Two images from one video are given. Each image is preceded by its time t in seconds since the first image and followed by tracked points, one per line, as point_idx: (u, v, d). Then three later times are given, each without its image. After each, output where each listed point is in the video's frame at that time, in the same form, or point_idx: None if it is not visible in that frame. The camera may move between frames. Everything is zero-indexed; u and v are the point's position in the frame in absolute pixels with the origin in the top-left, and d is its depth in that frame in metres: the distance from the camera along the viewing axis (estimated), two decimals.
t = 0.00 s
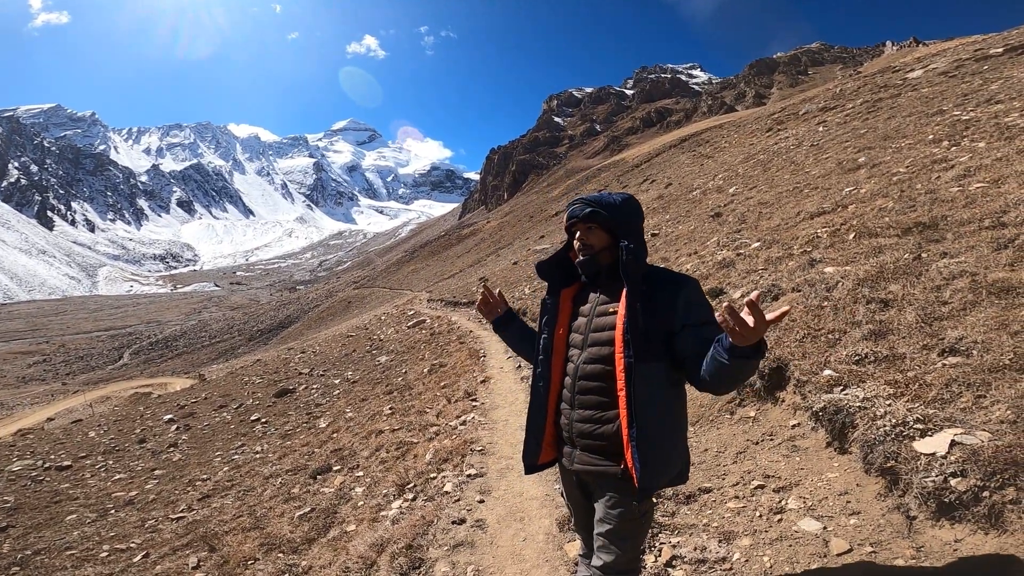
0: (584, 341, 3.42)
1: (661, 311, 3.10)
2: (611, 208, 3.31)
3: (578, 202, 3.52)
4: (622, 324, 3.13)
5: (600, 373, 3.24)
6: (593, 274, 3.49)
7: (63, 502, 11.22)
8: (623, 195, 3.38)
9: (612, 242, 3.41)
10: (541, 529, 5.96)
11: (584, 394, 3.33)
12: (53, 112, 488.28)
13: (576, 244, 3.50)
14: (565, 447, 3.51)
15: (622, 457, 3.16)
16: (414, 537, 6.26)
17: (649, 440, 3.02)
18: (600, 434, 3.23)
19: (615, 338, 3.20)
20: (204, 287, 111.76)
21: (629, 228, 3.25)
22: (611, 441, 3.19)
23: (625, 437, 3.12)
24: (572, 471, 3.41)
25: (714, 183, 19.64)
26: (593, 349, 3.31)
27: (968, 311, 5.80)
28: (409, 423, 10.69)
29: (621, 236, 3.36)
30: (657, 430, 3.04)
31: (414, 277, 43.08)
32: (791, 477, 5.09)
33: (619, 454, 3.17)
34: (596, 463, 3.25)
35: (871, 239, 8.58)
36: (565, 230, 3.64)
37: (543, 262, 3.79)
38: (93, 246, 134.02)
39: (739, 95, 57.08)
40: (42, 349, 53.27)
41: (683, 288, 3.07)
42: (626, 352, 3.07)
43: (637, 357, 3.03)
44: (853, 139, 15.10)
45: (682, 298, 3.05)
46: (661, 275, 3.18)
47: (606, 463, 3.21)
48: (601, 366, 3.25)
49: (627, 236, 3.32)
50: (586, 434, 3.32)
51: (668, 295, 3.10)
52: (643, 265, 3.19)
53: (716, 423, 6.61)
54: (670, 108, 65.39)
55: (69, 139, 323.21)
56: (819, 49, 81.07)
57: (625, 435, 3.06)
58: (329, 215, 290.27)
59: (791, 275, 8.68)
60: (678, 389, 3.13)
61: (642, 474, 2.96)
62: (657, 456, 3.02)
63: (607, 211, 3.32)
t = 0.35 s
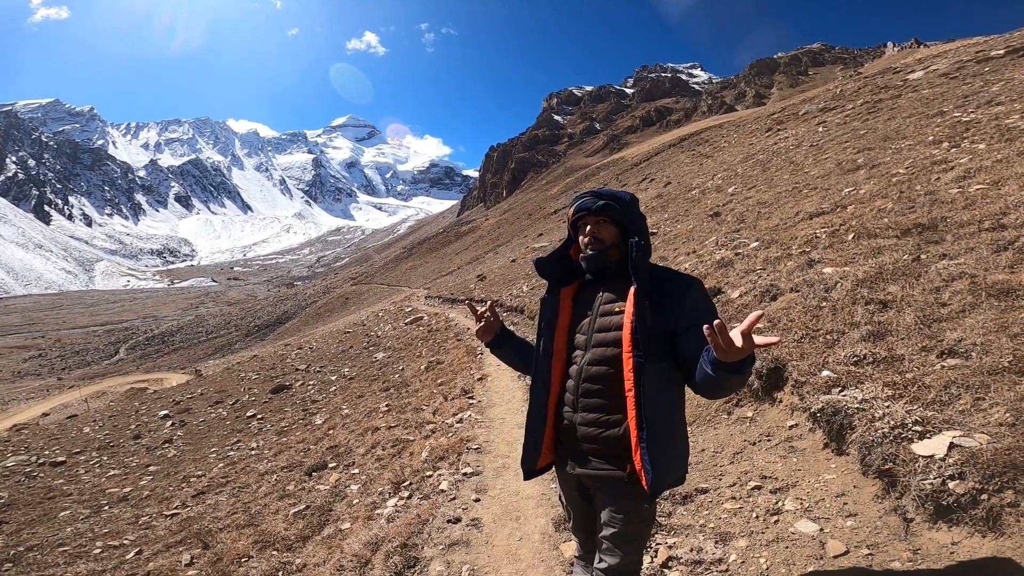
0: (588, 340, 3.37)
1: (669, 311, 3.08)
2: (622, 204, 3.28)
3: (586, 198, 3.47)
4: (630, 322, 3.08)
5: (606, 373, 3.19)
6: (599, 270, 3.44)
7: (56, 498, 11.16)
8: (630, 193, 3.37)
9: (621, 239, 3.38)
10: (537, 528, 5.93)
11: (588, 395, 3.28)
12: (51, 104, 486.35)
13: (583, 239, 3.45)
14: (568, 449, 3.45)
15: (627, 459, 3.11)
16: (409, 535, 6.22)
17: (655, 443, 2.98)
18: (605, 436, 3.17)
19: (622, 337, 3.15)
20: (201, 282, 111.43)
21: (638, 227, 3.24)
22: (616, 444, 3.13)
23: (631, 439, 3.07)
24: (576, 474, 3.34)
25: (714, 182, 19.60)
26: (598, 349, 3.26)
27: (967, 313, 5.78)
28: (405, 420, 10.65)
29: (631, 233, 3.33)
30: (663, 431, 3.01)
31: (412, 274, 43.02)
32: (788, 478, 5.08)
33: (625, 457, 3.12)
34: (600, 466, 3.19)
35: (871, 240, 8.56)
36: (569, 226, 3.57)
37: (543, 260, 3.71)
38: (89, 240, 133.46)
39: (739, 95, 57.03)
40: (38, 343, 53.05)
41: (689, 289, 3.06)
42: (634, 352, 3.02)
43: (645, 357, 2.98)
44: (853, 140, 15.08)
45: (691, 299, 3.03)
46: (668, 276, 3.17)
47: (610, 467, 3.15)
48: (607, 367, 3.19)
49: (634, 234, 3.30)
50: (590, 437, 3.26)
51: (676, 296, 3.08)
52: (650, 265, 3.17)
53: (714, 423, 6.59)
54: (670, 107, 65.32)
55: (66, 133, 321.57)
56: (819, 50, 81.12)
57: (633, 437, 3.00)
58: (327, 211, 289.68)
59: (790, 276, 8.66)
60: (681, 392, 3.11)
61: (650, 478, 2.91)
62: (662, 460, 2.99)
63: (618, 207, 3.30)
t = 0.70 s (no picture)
0: (597, 336, 3.38)
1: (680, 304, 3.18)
2: (635, 199, 3.35)
3: (595, 190, 3.50)
4: (644, 317, 3.12)
5: (616, 370, 3.21)
6: (607, 263, 3.46)
7: (51, 493, 11.16)
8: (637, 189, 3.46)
9: (630, 233, 3.45)
10: (534, 522, 5.98)
11: (596, 392, 3.29)
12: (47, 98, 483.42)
13: (593, 232, 3.47)
14: (573, 445, 3.46)
15: (637, 455, 3.16)
16: (407, 530, 6.26)
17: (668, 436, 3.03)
18: (616, 432, 3.20)
19: (633, 332, 3.19)
20: (198, 277, 111.09)
21: (648, 221, 3.33)
22: (627, 439, 3.16)
23: (644, 434, 3.11)
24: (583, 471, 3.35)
25: (712, 182, 19.66)
26: (608, 344, 3.27)
27: (960, 312, 5.84)
28: (402, 416, 10.69)
29: (641, 228, 3.40)
30: (674, 426, 3.06)
31: (409, 271, 43.01)
32: (782, 474, 5.14)
33: (634, 451, 3.17)
34: (609, 462, 3.22)
35: (867, 240, 8.62)
36: (577, 218, 3.59)
37: (545, 252, 3.66)
38: (85, 235, 132.85)
39: (739, 94, 57.10)
40: (34, 338, 52.93)
41: (699, 283, 3.17)
42: (647, 347, 3.05)
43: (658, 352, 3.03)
44: (851, 140, 15.16)
45: (701, 293, 3.15)
46: (676, 271, 3.26)
47: (620, 463, 3.18)
48: (616, 363, 3.22)
49: (644, 228, 3.38)
50: (599, 433, 3.27)
51: (687, 290, 3.19)
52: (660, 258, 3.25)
53: (709, 420, 6.65)
54: (670, 106, 65.36)
55: (62, 127, 319.62)
56: (820, 50, 81.24)
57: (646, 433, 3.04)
58: (325, 207, 288.97)
59: (786, 274, 8.71)
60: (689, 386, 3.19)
61: (665, 471, 2.96)
62: (674, 453, 3.06)
63: (631, 201, 3.36)
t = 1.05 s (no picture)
0: (598, 336, 3.39)
1: (682, 302, 3.25)
2: (635, 199, 3.43)
3: (595, 189, 3.53)
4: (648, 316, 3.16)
5: (618, 370, 3.25)
6: (607, 261, 3.49)
7: (47, 489, 11.15)
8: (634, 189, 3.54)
9: (628, 232, 3.50)
10: (530, 519, 6.03)
11: (599, 393, 3.31)
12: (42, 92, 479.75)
13: (593, 231, 3.49)
14: (575, 448, 3.46)
15: (639, 454, 3.22)
16: (404, 526, 6.30)
17: (670, 433, 3.10)
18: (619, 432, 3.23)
19: (636, 332, 3.22)
20: (194, 273, 110.72)
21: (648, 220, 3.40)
22: (629, 438, 3.22)
23: (646, 433, 3.16)
24: (587, 472, 3.38)
25: (709, 181, 19.72)
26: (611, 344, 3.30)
27: (952, 314, 5.90)
28: (399, 413, 10.72)
29: (642, 227, 3.46)
30: (678, 424, 3.13)
31: (406, 268, 42.97)
32: (775, 472, 5.19)
33: (636, 450, 3.22)
34: (613, 462, 3.26)
35: (862, 241, 8.68)
36: (577, 215, 3.60)
37: (545, 248, 3.64)
38: (81, 231, 132.27)
39: (738, 94, 57.21)
40: (28, 333, 52.76)
41: (698, 283, 3.28)
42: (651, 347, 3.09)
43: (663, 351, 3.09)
44: (849, 141, 15.24)
45: (702, 290, 3.24)
46: (674, 271, 3.35)
47: (624, 463, 3.23)
48: (618, 363, 3.26)
49: (643, 227, 3.45)
50: (601, 433, 3.30)
51: (686, 290, 3.26)
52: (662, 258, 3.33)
53: (704, 419, 6.69)
54: (668, 105, 65.44)
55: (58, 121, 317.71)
56: (819, 51, 81.44)
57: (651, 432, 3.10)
58: (323, 204, 288.18)
59: (782, 275, 8.77)
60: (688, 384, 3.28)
61: (671, 469, 3.03)
62: (677, 451, 3.14)
63: (632, 200, 3.43)
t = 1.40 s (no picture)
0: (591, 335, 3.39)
1: (675, 302, 3.25)
2: (624, 198, 3.43)
3: (584, 189, 3.52)
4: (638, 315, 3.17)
5: (611, 369, 3.26)
6: (597, 262, 3.48)
7: (40, 487, 11.09)
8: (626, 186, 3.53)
9: (619, 231, 3.49)
10: (525, 518, 6.02)
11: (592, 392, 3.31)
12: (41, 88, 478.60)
13: (583, 231, 3.48)
14: (569, 449, 3.45)
15: (633, 453, 3.23)
16: (398, 524, 6.29)
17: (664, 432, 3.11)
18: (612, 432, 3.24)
19: (628, 331, 3.23)
20: (190, 271, 110.34)
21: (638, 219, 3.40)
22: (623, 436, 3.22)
23: (641, 433, 3.17)
24: (582, 473, 3.37)
25: (707, 182, 19.74)
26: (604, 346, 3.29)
27: (947, 315, 5.91)
28: (396, 411, 10.70)
29: (630, 226, 3.46)
30: (673, 423, 3.14)
31: (404, 266, 42.95)
32: (770, 472, 5.20)
33: (631, 450, 3.23)
34: (609, 462, 3.25)
35: (859, 242, 8.69)
36: (567, 216, 3.59)
37: (534, 252, 3.64)
38: (78, 227, 131.74)
39: (737, 95, 57.29)
40: (24, 330, 52.61)
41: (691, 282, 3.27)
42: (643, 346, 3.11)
43: (655, 351, 3.09)
44: (847, 143, 15.27)
45: (693, 291, 3.24)
46: (667, 270, 3.34)
47: (618, 463, 3.23)
48: (611, 363, 3.26)
49: (633, 227, 3.44)
50: (595, 433, 3.29)
51: (679, 288, 3.26)
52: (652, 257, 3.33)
53: (700, 419, 6.70)
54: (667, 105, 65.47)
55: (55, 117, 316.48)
56: (819, 52, 81.60)
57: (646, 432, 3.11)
58: (321, 201, 287.68)
59: (778, 275, 8.78)
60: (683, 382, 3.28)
61: (665, 468, 3.04)
62: (672, 449, 3.14)
63: (620, 200, 3.42)
